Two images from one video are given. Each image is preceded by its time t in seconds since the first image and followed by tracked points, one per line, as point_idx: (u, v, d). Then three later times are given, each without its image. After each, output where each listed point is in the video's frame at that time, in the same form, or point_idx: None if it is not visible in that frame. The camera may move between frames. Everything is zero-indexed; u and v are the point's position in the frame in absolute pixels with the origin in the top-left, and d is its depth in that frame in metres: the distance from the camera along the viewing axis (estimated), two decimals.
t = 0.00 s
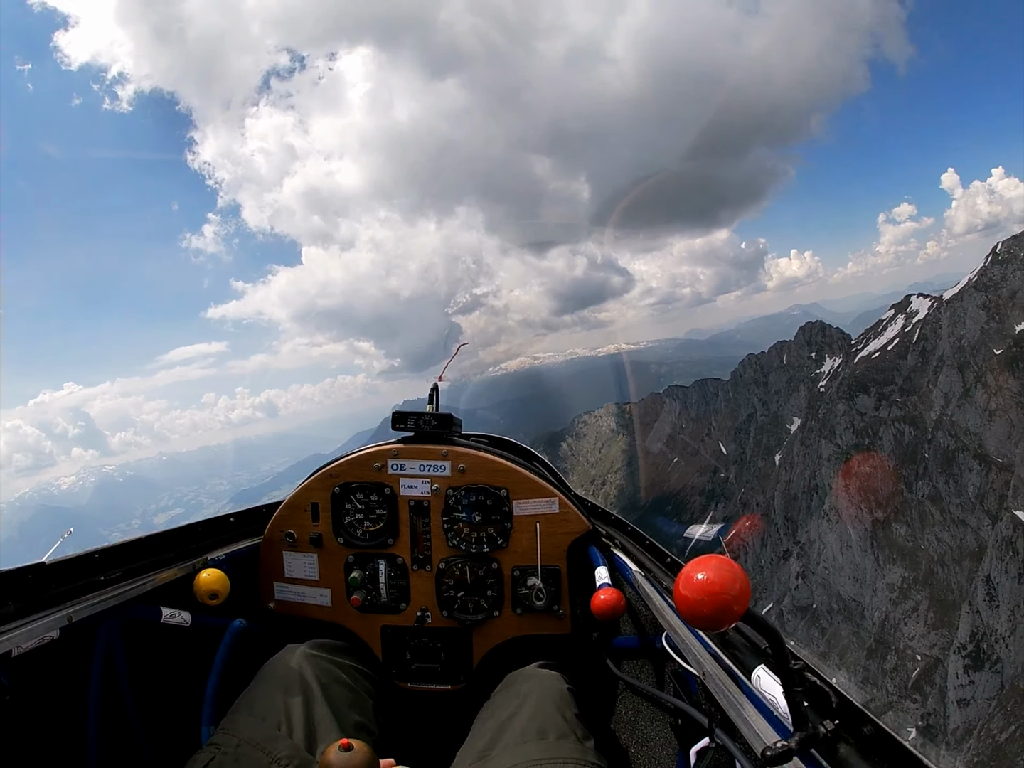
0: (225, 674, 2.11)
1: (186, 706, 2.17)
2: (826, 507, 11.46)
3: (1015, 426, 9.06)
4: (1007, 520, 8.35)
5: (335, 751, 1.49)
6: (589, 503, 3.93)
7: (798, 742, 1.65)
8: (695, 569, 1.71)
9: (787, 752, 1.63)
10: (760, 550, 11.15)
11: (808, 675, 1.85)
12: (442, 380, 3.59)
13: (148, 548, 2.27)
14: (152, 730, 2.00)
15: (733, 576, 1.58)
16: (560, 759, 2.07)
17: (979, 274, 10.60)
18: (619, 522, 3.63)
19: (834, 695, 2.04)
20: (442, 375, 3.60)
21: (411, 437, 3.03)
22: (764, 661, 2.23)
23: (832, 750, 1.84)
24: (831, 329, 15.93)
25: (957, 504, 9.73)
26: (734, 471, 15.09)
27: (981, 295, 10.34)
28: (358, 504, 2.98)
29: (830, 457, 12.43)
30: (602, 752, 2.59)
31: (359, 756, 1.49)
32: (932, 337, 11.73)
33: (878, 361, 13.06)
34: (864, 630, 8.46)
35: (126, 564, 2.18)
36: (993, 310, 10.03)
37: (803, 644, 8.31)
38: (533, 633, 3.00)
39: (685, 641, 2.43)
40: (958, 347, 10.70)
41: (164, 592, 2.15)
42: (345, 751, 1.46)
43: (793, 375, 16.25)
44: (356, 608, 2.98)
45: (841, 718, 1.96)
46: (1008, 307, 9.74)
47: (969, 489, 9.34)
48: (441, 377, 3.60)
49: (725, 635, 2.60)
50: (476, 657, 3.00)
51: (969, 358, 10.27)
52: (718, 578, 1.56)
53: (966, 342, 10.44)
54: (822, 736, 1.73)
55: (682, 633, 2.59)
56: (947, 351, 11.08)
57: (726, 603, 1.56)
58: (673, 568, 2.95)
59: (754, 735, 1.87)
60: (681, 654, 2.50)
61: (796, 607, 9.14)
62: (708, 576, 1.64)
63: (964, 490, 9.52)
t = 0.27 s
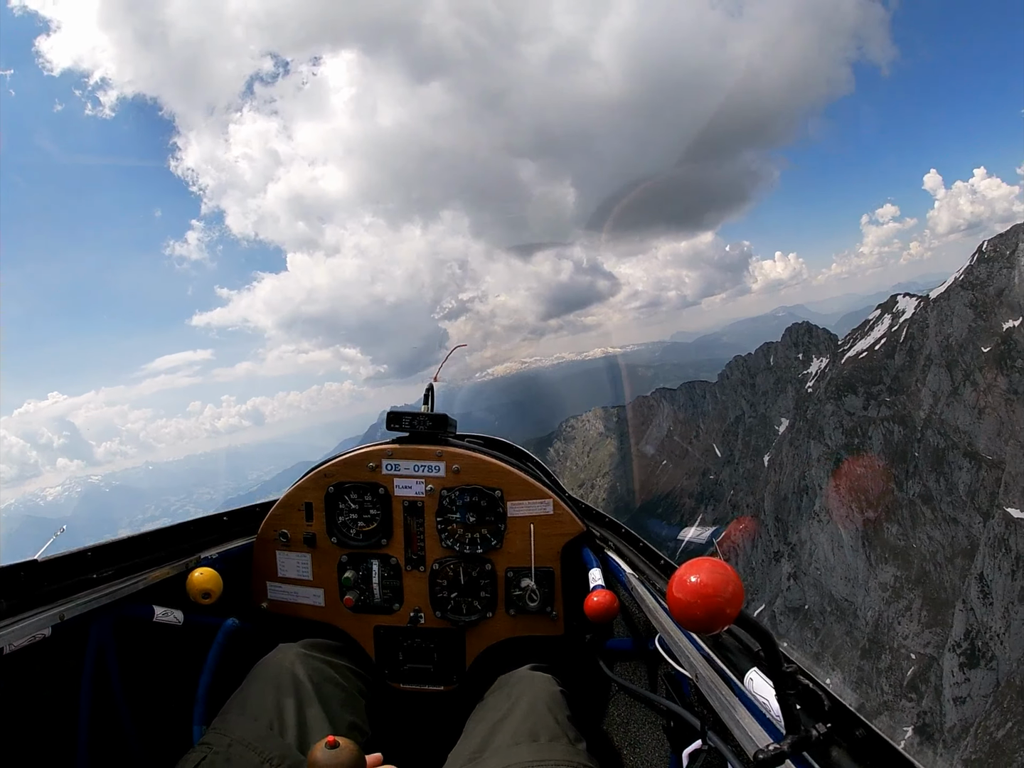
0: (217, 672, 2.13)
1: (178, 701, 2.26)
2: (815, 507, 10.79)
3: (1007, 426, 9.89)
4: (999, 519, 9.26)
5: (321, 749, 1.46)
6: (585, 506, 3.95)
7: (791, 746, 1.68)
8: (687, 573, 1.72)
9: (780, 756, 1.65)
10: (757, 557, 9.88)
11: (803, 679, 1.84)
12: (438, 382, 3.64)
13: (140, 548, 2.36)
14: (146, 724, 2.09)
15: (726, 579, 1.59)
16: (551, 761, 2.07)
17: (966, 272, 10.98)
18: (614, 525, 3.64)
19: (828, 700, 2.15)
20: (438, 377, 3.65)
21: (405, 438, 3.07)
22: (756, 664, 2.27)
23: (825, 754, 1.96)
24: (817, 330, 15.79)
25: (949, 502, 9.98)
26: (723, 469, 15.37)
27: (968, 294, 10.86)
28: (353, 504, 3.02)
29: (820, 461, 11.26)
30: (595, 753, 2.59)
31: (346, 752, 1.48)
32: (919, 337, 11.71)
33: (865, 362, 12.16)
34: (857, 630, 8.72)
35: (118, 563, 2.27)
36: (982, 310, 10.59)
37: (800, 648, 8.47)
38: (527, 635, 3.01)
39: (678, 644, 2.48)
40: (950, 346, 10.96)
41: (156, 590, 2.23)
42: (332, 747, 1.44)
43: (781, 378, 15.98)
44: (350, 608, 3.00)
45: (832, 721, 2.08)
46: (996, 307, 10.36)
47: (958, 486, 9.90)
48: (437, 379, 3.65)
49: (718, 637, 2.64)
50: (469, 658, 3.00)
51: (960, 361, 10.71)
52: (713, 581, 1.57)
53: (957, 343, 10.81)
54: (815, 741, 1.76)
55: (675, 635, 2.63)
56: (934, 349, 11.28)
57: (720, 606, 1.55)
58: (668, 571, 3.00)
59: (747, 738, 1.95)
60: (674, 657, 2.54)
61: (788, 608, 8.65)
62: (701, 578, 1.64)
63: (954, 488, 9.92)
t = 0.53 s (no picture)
0: (211, 675, 2.15)
1: (172, 703, 2.27)
2: (810, 505, 11.67)
3: (1003, 419, 9.68)
4: (995, 510, 8.73)
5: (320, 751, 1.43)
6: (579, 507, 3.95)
7: (786, 748, 1.74)
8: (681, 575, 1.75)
9: (775, 758, 1.72)
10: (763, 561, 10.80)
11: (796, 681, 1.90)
12: (432, 383, 3.68)
13: (135, 548, 2.37)
14: (141, 725, 2.10)
15: (721, 580, 1.63)
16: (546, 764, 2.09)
17: (956, 266, 11.13)
18: (609, 526, 3.64)
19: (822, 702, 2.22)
20: (432, 379, 3.68)
21: (401, 439, 3.09)
22: (752, 667, 2.28)
23: (820, 758, 2.04)
24: (807, 328, 16.52)
25: (943, 497, 10.12)
26: (716, 471, 15.27)
27: (958, 289, 11.08)
28: (348, 505, 3.04)
29: (813, 457, 12.25)
30: (589, 755, 2.59)
31: (345, 754, 1.45)
32: (910, 331, 12.15)
33: (857, 358, 13.24)
34: (856, 627, 9.58)
35: (112, 563, 2.28)
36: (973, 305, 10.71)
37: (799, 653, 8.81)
38: (521, 636, 3.02)
39: (674, 646, 2.53)
40: (944, 342, 11.21)
41: (151, 591, 2.24)
42: (328, 749, 1.42)
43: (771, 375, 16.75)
44: (344, 609, 3.02)
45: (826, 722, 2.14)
46: (987, 302, 10.44)
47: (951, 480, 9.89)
48: (432, 381, 3.68)
49: (712, 639, 2.68)
50: (464, 660, 3.01)
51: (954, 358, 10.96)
52: (707, 583, 1.61)
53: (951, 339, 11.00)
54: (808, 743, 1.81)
55: (670, 638, 2.68)
56: (926, 344, 11.74)
57: (715, 609, 1.60)
58: (663, 573, 2.98)
59: (743, 741, 2.00)
60: (669, 659, 2.59)
61: (785, 606, 9.90)
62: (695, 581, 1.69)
63: (949, 483, 9.96)
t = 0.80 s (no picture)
0: (208, 676, 2.16)
1: (168, 704, 2.28)
2: (809, 502, 11.54)
3: (999, 411, 9.63)
4: (996, 503, 8.67)
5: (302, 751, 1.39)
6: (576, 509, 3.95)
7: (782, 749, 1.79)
8: (681, 578, 1.78)
9: (771, 758, 1.77)
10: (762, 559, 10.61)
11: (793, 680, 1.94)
12: (428, 385, 3.73)
13: (131, 548, 2.39)
14: (135, 728, 2.11)
15: (716, 582, 1.64)
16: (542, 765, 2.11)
17: (948, 258, 10.92)
18: (605, 527, 3.65)
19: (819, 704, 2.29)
20: (428, 381, 3.74)
21: (398, 441, 3.14)
22: (748, 667, 2.37)
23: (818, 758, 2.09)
24: (800, 324, 16.01)
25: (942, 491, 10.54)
26: (712, 471, 15.40)
27: (952, 281, 10.88)
28: (345, 506, 3.07)
29: (810, 453, 12.46)
30: (587, 756, 2.59)
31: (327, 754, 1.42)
32: (904, 325, 12.09)
33: (851, 354, 13.30)
34: (856, 623, 9.56)
35: (109, 564, 2.30)
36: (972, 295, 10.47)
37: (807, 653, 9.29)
38: (518, 638, 3.03)
39: (671, 648, 2.57)
40: (937, 334, 11.10)
41: (147, 591, 2.26)
42: (312, 748, 1.37)
43: (765, 373, 16.78)
44: (341, 612, 3.03)
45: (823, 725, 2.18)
46: (981, 295, 10.27)
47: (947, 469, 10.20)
48: (427, 383, 3.73)
49: (709, 640, 2.71)
50: (460, 662, 3.01)
51: (946, 350, 10.92)
52: (704, 585, 1.62)
53: (945, 332, 10.89)
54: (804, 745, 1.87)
55: (668, 639, 2.71)
56: (921, 340, 11.60)
57: (711, 610, 1.62)
58: (660, 573, 2.98)
59: (738, 741, 2.05)
60: (666, 661, 2.62)
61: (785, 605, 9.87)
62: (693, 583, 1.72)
63: (948, 476, 10.29)
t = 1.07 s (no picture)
0: (208, 676, 2.18)
1: (168, 707, 2.30)
2: (809, 498, 11.57)
3: (997, 401, 9.38)
4: (997, 495, 8.50)
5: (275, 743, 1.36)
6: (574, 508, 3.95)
7: (783, 748, 1.83)
8: (681, 577, 1.77)
9: (773, 758, 1.80)
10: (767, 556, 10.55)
11: (793, 680, 1.98)
12: (426, 386, 3.75)
13: (129, 550, 2.41)
14: (135, 730, 2.13)
15: (717, 581, 1.63)
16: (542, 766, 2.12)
17: (943, 251, 11.03)
18: (605, 527, 3.65)
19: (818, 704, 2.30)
20: (426, 382, 3.76)
21: (397, 442, 3.15)
22: (747, 666, 2.39)
23: (818, 759, 2.10)
24: (795, 319, 16.74)
25: (942, 484, 10.63)
26: (712, 470, 15.36)
27: (947, 274, 10.96)
28: (344, 507, 3.08)
29: (808, 447, 12.79)
30: (588, 756, 2.59)
31: (301, 750, 1.37)
32: (900, 318, 12.53)
33: (847, 347, 13.98)
34: (858, 619, 9.09)
35: (107, 566, 2.32)
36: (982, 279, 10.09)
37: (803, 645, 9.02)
38: (517, 638, 3.04)
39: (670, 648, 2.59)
40: (935, 326, 10.94)
41: (146, 592, 2.28)
42: (285, 743, 1.33)
43: (761, 370, 17.04)
44: (340, 613, 3.03)
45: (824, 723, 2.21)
46: (977, 285, 10.12)
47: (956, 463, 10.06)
48: (425, 384, 3.76)
49: (709, 639, 2.73)
50: (460, 663, 3.01)
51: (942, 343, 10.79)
52: (704, 584, 1.60)
53: (942, 325, 10.69)
54: (805, 744, 1.90)
55: (667, 639, 2.73)
56: (917, 332, 11.73)
57: (711, 609, 1.61)
58: (660, 573, 2.99)
59: (739, 740, 2.08)
60: (666, 661, 2.64)
61: (786, 599, 9.78)
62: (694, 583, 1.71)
63: (947, 469, 10.45)
